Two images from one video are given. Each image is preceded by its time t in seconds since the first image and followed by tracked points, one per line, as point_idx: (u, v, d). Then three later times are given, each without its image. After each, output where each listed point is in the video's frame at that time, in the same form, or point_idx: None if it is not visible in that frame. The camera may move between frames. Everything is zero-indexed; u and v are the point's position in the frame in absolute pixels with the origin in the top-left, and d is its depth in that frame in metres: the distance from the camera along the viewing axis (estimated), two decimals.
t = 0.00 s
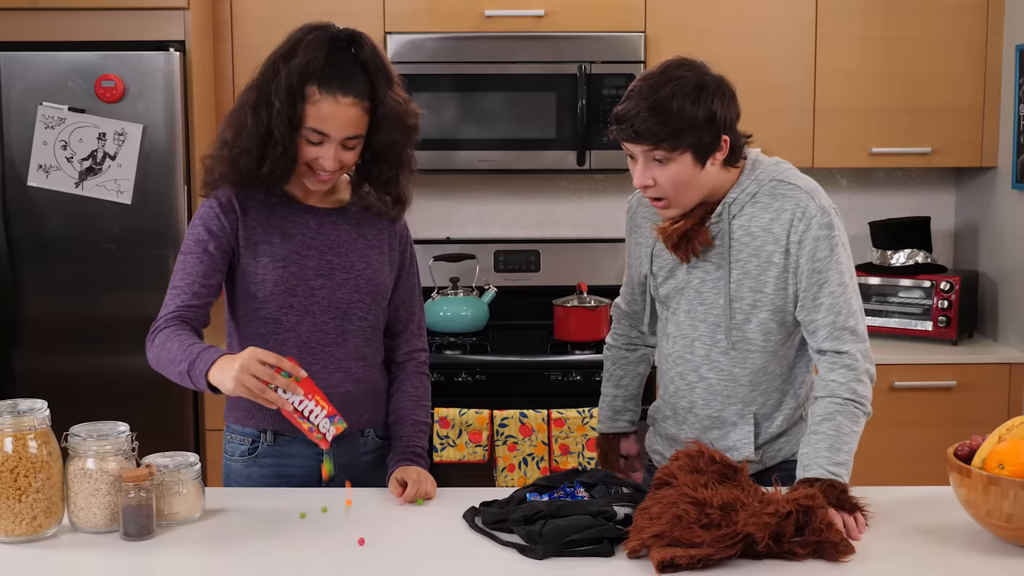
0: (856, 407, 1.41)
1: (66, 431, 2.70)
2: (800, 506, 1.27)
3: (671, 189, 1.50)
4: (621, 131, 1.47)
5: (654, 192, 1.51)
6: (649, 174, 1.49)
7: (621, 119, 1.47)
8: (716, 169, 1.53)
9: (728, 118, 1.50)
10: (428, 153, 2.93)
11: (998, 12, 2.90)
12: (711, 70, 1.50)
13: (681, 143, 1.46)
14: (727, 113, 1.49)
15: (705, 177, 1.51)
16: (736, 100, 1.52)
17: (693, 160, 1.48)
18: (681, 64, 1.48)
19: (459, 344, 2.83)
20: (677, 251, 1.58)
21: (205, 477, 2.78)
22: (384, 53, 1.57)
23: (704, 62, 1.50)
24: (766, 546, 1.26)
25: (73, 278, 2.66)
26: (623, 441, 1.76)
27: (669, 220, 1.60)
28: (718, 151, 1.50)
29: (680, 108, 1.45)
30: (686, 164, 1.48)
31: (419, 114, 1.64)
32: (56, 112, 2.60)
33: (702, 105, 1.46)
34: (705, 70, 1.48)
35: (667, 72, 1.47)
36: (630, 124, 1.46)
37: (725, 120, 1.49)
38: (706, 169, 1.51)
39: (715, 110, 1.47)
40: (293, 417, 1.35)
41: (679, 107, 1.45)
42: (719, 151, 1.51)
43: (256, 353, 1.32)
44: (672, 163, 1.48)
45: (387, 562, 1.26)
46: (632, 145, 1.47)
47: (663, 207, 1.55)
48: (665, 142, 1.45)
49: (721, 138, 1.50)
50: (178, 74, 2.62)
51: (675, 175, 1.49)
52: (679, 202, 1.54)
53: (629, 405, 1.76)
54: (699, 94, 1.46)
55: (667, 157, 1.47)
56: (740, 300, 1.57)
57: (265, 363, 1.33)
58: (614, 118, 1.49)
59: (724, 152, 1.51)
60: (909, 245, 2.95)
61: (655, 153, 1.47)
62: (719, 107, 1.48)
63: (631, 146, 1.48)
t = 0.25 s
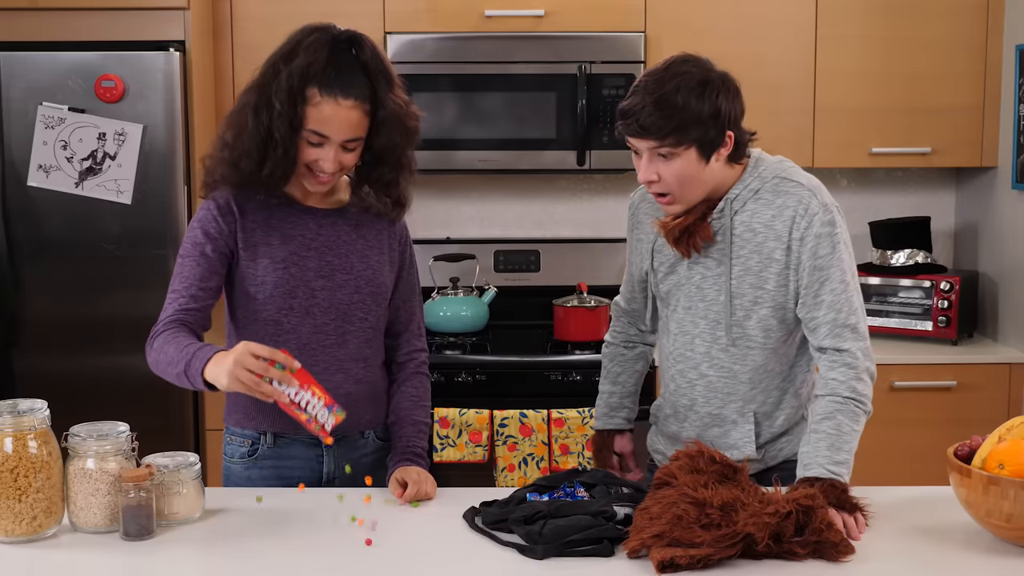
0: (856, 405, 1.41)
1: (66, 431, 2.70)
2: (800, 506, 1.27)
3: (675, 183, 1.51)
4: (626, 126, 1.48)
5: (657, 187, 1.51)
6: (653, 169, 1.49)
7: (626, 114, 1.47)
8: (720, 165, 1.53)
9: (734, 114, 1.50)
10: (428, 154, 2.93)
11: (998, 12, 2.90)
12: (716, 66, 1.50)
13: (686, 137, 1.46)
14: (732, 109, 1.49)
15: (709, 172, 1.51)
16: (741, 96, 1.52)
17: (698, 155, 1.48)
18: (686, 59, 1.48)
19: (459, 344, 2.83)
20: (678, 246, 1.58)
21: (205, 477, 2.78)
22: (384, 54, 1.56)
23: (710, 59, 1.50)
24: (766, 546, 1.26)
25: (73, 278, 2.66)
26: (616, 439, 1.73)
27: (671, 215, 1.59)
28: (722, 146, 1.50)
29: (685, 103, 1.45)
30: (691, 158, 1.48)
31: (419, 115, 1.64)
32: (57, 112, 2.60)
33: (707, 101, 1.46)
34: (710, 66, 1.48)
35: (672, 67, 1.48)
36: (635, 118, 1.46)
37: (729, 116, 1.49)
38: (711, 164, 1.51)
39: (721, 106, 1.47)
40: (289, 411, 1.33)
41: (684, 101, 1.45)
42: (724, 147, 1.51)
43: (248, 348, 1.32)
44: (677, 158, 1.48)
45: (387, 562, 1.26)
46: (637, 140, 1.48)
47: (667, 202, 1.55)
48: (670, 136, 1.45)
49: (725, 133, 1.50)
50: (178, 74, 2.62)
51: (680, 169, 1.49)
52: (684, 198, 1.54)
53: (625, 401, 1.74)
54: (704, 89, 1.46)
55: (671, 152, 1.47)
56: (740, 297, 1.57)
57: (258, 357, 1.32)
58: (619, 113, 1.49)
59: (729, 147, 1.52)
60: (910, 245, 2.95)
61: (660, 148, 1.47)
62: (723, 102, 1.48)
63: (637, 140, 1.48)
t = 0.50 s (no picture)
0: (856, 404, 1.41)
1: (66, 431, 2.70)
2: (800, 506, 1.27)
3: (677, 178, 1.51)
4: (630, 119, 1.48)
5: (659, 181, 1.52)
6: (655, 164, 1.50)
7: (630, 108, 1.48)
8: (722, 162, 1.53)
9: (737, 110, 1.50)
10: (428, 153, 2.93)
11: (998, 12, 2.90)
12: (720, 63, 1.50)
13: (688, 131, 1.46)
14: (735, 105, 1.50)
15: (711, 168, 1.52)
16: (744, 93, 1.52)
17: (700, 149, 1.49)
18: (690, 54, 1.48)
19: (459, 344, 2.83)
20: (678, 241, 1.58)
21: (205, 478, 2.78)
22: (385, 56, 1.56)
23: (714, 55, 1.51)
24: (766, 546, 1.26)
25: (73, 278, 2.66)
26: (615, 438, 1.73)
27: (672, 210, 1.59)
28: (724, 142, 1.51)
29: (688, 97, 1.45)
30: (692, 153, 1.48)
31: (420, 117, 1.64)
32: (56, 112, 2.60)
33: (710, 96, 1.46)
34: (715, 62, 1.49)
35: (676, 62, 1.48)
36: (638, 112, 1.47)
37: (732, 112, 1.49)
38: (712, 160, 1.51)
39: (723, 101, 1.48)
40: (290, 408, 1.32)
41: (686, 96, 1.45)
42: (726, 143, 1.51)
43: (245, 348, 1.32)
44: (679, 153, 1.48)
45: (387, 562, 1.26)
46: (640, 134, 1.48)
47: (669, 198, 1.56)
48: (672, 130, 1.46)
49: (728, 129, 1.50)
50: (178, 74, 2.62)
51: (681, 164, 1.49)
52: (685, 192, 1.54)
53: (625, 400, 1.74)
54: (707, 84, 1.47)
55: (673, 146, 1.47)
56: (740, 293, 1.57)
57: (256, 357, 1.32)
58: (623, 107, 1.50)
59: (731, 144, 1.52)
60: (910, 245, 2.95)
61: (662, 142, 1.47)
62: (726, 98, 1.48)
63: (639, 134, 1.49)
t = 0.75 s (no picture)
0: (856, 402, 1.41)
1: (66, 431, 2.70)
2: (800, 506, 1.27)
3: (678, 172, 1.51)
4: (633, 112, 1.49)
5: (660, 175, 1.52)
6: (656, 157, 1.50)
7: (633, 101, 1.49)
8: (723, 157, 1.54)
9: (738, 106, 1.50)
10: (428, 154, 2.93)
11: (998, 12, 2.90)
12: (723, 58, 1.51)
13: (689, 125, 1.47)
14: (737, 101, 1.50)
15: (712, 163, 1.52)
16: (746, 89, 1.53)
17: (701, 143, 1.49)
18: (693, 49, 1.49)
19: (459, 344, 2.83)
20: (678, 235, 1.58)
21: (205, 478, 2.78)
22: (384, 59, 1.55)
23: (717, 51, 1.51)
24: (766, 546, 1.26)
25: (73, 278, 2.66)
26: (613, 437, 1.73)
27: (673, 205, 1.59)
28: (725, 137, 1.51)
29: (690, 91, 1.46)
30: (693, 147, 1.49)
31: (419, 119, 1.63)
32: (57, 112, 2.60)
33: (712, 90, 1.47)
34: (718, 57, 1.49)
35: (679, 57, 1.48)
36: (641, 104, 1.48)
37: (734, 108, 1.50)
38: (713, 155, 1.51)
39: (725, 96, 1.48)
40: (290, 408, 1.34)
41: (688, 89, 1.46)
42: (727, 138, 1.51)
43: (245, 348, 1.32)
44: (680, 146, 1.49)
45: (386, 562, 1.26)
46: (642, 126, 1.49)
47: (670, 191, 1.56)
48: (673, 123, 1.46)
49: (729, 124, 1.50)
50: (178, 74, 2.62)
51: (682, 159, 1.50)
52: (685, 187, 1.54)
53: (624, 399, 1.74)
54: (709, 79, 1.47)
55: (674, 139, 1.48)
56: (739, 289, 1.57)
57: (256, 357, 1.32)
58: (627, 100, 1.50)
59: (732, 139, 1.52)
60: (910, 245, 2.95)
61: (663, 135, 1.48)
62: (728, 93, 1.48)
63: (641, 127, 1.50)
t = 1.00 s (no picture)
0: (856, 403, 1.40)
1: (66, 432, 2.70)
2: (800, 506, 1.27)
3: (677, 176, 1.52)
4: (630, 117, 1.49)
5: (659, 179, 1.53)
6: (654, 161, 1.51)
7: (630, 105, 1.48)
8: (722, 158, 1.54)
9: (735, 107, 1.51)
10: (428, 154, 2.93)
11: (998, 12, 2.90)
12: (719, 60, 1.51)
13: (686, 129, 1.47)
14: (733, 103, 1.50)
15: (710, 165, 1.53)
16: (743, 90, 1.53)
17: (698, 147, 1.49)
18: (689, 52, 1.49)
19: (459, 344, 2.83)
20: (678, 237, 1.57)
21: (205, 478, 2.78)
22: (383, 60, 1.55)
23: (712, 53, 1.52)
24: (766, 546, 1.26)
25: (73, 278, 2.66)
26: (617, 440, 1.72)
27: (672, 207, 1.59)
28: (723, 139, 1.51)
29: (686, 95, 1.46)
30: (691, 150, 1.49)
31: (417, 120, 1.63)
32: (56, 112, 2.60)
33: (708, 93, 1.47)
34: (713, 60, 1.49)
35: (674, 61, 1.49)
36: (638, 109, 1.47)
37: (731, 110, 1.50)
38: (712, 157, 1.52)
39: (721, 99, 1.48)
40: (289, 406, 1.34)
41: (685, 94, 1.46)
42: (725, 139, 1.52)
43: (244, 348, 1.32)
44: (678, 150, 1.49)
45: (386, 562, 1.26)
46: (639, 132, 1.49)
47: (668, 195, 1.57)
48: (670, 128, 1.47)
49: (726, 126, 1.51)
50: (178, 74, 2.62)
51: (681, 162, 1.50)
52: (684, 189, 1.55)
53: (628, 401, 1.73)
54: (705, 82, 1.47)
55: (672, 143, 1.48)
56: (739, 290, 1.57)
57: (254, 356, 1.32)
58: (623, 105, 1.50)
59: (729, 141, 1.53)
60: (910, 245, 2.95)
61: (661, 140, 1.48)
62: (724, 95, 1.48)
63: (639, 132, 1.49)
